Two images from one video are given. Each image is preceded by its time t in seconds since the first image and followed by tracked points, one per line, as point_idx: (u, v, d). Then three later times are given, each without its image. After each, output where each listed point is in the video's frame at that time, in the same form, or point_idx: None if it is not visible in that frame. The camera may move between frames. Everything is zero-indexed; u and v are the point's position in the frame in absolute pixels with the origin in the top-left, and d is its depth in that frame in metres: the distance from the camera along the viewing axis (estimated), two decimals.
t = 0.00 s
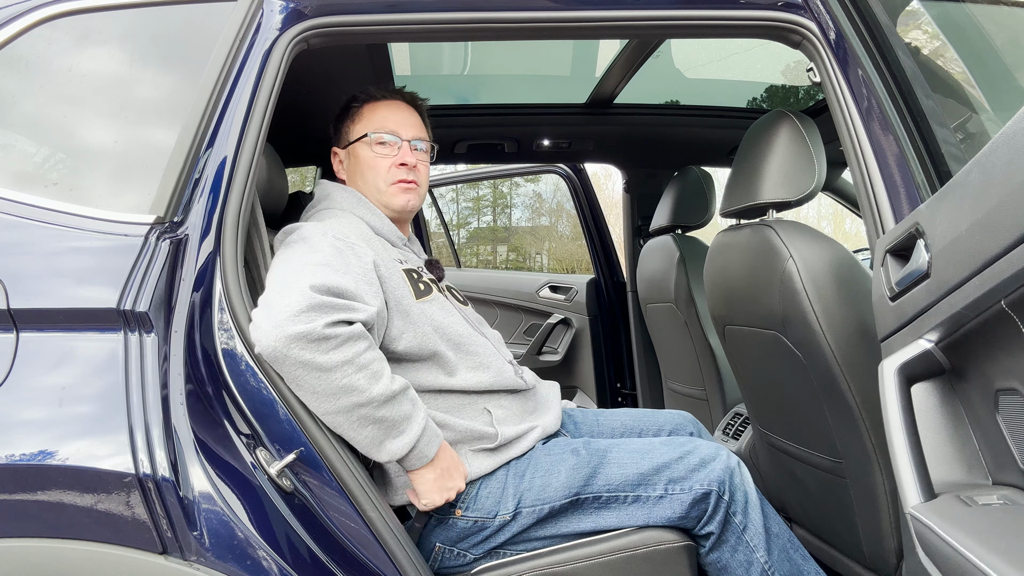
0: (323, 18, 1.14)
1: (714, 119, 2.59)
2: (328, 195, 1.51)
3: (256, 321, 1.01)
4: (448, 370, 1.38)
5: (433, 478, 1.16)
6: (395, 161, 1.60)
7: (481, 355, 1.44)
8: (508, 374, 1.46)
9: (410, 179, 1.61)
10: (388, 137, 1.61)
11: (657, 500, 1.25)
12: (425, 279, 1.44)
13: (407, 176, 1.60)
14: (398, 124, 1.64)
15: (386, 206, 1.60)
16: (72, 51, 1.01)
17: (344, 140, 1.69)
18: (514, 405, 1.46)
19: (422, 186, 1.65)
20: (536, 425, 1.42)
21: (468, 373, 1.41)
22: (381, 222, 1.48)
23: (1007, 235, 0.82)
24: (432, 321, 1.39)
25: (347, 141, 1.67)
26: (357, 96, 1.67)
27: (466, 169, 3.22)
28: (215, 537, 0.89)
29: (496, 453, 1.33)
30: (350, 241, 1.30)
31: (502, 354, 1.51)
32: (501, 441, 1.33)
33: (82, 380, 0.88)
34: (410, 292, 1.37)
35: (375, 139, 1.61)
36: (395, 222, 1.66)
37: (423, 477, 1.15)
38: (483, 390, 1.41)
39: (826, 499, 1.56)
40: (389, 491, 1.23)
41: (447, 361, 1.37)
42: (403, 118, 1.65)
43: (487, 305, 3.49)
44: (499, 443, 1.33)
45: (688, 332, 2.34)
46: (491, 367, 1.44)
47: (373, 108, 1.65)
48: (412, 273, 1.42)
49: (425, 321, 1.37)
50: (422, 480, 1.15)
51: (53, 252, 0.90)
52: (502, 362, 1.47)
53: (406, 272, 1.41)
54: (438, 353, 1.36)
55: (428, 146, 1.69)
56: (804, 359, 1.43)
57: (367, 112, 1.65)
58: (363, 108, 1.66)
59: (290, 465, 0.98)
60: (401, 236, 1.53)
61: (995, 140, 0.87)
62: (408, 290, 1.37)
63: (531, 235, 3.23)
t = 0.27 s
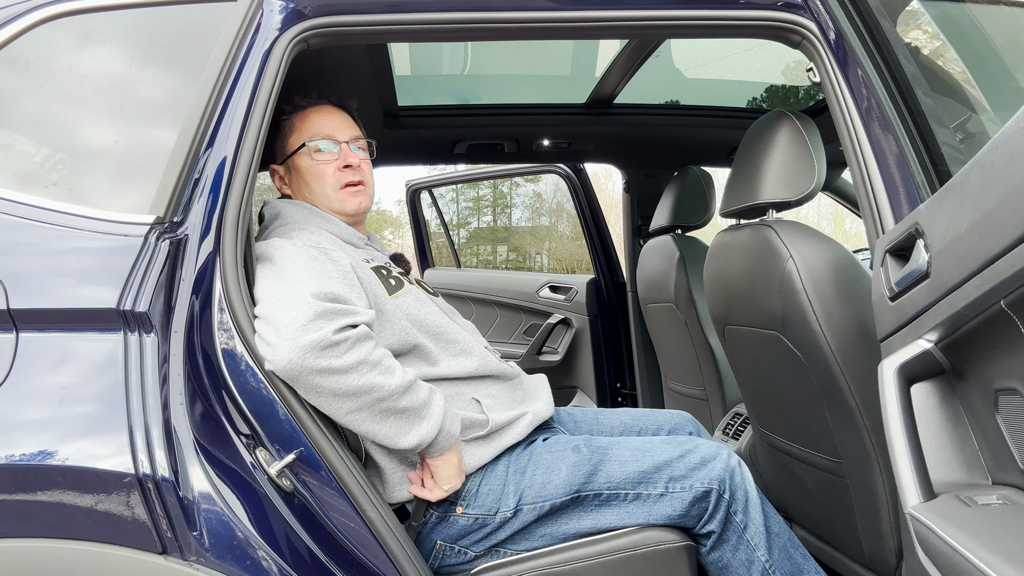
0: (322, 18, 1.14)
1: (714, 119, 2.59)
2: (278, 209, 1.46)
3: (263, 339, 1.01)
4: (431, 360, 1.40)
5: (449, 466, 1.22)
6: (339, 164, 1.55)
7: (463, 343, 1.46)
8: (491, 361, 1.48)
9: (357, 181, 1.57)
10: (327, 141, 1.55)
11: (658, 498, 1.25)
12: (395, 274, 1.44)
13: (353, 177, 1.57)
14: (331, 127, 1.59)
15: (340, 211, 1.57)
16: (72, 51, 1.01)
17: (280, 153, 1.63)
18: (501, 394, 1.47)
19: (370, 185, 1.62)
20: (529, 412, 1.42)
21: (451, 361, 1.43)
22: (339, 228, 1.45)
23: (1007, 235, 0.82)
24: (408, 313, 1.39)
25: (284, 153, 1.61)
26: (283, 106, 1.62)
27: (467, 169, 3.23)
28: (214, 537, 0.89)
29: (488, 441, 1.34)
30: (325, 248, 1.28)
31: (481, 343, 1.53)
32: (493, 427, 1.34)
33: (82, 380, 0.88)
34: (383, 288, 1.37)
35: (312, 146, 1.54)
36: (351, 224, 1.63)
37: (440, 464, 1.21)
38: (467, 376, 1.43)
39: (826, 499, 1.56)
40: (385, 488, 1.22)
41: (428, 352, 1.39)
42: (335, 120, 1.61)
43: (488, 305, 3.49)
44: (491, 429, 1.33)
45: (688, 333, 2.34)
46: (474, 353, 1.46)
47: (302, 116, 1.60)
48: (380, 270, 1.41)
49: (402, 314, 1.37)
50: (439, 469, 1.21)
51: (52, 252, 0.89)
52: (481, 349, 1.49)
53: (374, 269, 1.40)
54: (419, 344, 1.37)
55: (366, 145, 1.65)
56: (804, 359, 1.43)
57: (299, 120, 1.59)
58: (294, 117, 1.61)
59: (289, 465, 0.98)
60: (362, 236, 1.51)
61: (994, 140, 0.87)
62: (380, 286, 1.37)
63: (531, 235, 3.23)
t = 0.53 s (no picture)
0: (322, 18, 1.14)
1: (714, 119, 2.59)
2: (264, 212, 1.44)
3: (268, 347, 1.01)
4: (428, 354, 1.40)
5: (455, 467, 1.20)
6: (318, 161, 1.56)
7: (459, 334, 1.47)
8: (489, 351, 1.49)
9: (336, 174, 1.58)
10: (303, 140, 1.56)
11: (661, 496, 1.25)
12: (389, 268, 1.44)
13: (334, 172, 1.58)
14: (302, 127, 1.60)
15: (327, 208, 1.57)
16: (72, 50, 1.01)
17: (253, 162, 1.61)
18: (501, 387, 1.48)
19: (349, 177, 1.63)
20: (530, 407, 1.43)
21: (450, 354, 1.43)
22: (328, 225, 1.44)
23: (1007, 235, 0.82)
24: (404, 307, 1.40)
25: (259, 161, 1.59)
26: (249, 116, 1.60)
27: (467, 169, 3.22)
28: (214, 538, 0.89)
29: (490, 436, 1.34)
30: (323, 249, 1.29)
31: (477, 335, 1.53)
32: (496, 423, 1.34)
33: (81, 381, 0.87)
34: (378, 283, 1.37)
35: (287, 148, 1.53)
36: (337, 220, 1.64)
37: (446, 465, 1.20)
38: (466, 369, 1.43)
39: (826, 500, 1.56)
40: (389, 488, 1.23)
41: (426, 345, 1.39)
42: (304, 120, 1.62)
43: (488, 305, 3.49)
44: (494, 425, 1.34)
45: (688, 333, 2.34)
46: (471, 344, 1.47)
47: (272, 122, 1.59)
48: (374, 265, 1.41)
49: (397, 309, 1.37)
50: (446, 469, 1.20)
51: (52, 252, 0.89)
52: (477, 341, 1.49)
53: (367, 265, 1.40)
54: (417, 338, 1.37)
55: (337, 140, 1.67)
56: (804, 359, 1.43)
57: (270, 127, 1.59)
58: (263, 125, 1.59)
59: (290, 465, 0.98)
60: (352, 233, 1.50)
61: (994, 140, 0.87)
62: (375, 282, 1.37)
63: (531, 236, 3.23)
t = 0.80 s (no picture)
0: (323, 18, 1.14)
1: (714, 119, 2.60)
2: (264, 211, 1.44)
3: (268, 347, 1.01)
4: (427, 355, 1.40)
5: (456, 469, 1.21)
6: (317, 160, 1.56)
7: (459, 334, 1.47)
8: (489, 352, 1.49)
9: (336, 173, 1.58)
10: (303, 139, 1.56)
11: (661, 496, 1.25)
12: (389, 269, 1.44)
13: (333, 171, 1.58)
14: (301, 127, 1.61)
15: (327, 207, 1.57)
16: (71, 50, 1.01)
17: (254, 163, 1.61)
18: (501, 388, 1.48)
19: (350, 176, 1.63)
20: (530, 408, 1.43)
21: (450, 354, 1.43)
22: (328, 225, 1.44)
23: (1007, 235, 0.82)
24: (405, 308, 1.40)
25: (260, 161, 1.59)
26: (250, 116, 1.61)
27: (467, 169, 3.22)
28: (214, 537, 0.89)
29: (490, 436, 1.34)
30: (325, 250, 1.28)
31: (477, 336, 1.53)
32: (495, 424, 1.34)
33: (82, 381, 0.87)
34: (379, 284, 1.37)
35: (286, 148, 1.53)
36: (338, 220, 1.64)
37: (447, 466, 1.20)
38: (467, 370, 1.43)
39: (826, 500, 1.56)
40: (389, 488, 1.23)
41: (426, 347, 1.39)
42: (302, 120, 1.63)
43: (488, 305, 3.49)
44: (494, 426, 1.34)
45: (688, 333, 2.34)
46: (471, 345, 1.47)
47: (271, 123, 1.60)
48: (375, 265, 1.41)
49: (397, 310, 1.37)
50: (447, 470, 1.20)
51: (52, 252, 0.89)
52: (478, 342, 1.49)
53: (368, 265, 1.39)
54: (417, 339, 1.37)
55: (336, 139, 1.67)
56: (804, 359, 1.43)
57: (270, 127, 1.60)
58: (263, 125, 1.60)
59: (290, 465, 0.98)
60: (352, 233, 1.50)
61: (994, 140, 0.87)
62: (375, 282, 1.36)
63: (531, 236, 3.23)
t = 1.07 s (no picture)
0: (323, 18, 1.14)
1: (714, 119, 2.60)
2: (265, 212, 1.43)
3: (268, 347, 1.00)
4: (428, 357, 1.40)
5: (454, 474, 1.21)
6: (318, 161, 1.55)
7: (459, 336, 1.47)
8: (490, 354, 1.50)
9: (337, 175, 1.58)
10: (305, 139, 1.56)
11: (661, 496, 1.25)
12: (390, 270, 1.44)
13: (334, 173, 1.58)
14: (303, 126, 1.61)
15: (327, 208, 1.56)
16: (71, 50, 1.01)
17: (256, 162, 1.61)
18: (501, 390, 1.48)
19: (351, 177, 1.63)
20: (531, 410, 1.43)
21: (450, 356, 1.43)
22: (330, 227, 1.44)
23: (1007, 235, 0.82)
24: (405, 309, 1.40)
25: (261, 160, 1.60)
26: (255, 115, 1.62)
27: (467, 169, 3.23)
28: (214, 537, 0.89)
29: (490, 437, 1.35)
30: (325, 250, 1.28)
31: (478, 338, 1.53)
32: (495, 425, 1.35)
33: (82, 381, 0.88)
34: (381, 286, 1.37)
35: (288, 148, 1.54)
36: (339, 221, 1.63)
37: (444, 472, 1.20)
38: (468, 371, 1.44)
39: (826, 500, 1.56)
40: (389, 489, 1.23)
41: (426, 348, 1.39)
42: (305, 121, 1.63)
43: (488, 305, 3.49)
44: (493, 426, 1.34)
45: (689, 333, 2.34)
46: (472, 346, 1.47)
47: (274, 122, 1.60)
48: (376, 267, 1.41)
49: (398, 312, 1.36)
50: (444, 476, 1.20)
51: (52, 252, 0.89)
52: (478, 344, 1.49)
53: (369, 267, 1.39)
54: (418, 340, 1.37)
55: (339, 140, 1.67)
56: (804, 359, 1.43)
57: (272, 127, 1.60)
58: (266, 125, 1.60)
59: (290, 465, 0.98)
60: (353, 235, 1.50)
61: (994, 141, 0.87)
62: (376, 283, 1.36)
63: (531, 235, 3.23)
